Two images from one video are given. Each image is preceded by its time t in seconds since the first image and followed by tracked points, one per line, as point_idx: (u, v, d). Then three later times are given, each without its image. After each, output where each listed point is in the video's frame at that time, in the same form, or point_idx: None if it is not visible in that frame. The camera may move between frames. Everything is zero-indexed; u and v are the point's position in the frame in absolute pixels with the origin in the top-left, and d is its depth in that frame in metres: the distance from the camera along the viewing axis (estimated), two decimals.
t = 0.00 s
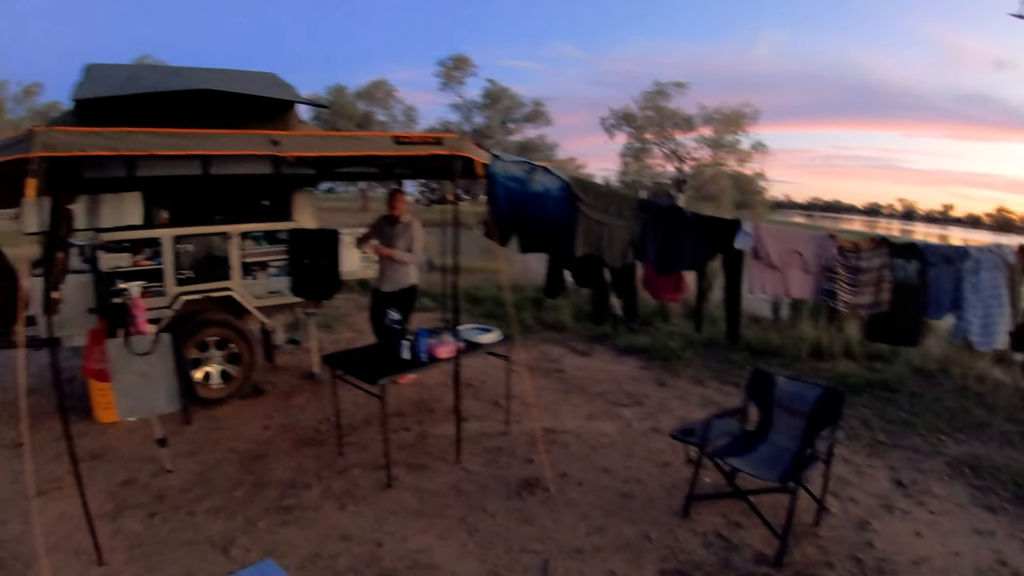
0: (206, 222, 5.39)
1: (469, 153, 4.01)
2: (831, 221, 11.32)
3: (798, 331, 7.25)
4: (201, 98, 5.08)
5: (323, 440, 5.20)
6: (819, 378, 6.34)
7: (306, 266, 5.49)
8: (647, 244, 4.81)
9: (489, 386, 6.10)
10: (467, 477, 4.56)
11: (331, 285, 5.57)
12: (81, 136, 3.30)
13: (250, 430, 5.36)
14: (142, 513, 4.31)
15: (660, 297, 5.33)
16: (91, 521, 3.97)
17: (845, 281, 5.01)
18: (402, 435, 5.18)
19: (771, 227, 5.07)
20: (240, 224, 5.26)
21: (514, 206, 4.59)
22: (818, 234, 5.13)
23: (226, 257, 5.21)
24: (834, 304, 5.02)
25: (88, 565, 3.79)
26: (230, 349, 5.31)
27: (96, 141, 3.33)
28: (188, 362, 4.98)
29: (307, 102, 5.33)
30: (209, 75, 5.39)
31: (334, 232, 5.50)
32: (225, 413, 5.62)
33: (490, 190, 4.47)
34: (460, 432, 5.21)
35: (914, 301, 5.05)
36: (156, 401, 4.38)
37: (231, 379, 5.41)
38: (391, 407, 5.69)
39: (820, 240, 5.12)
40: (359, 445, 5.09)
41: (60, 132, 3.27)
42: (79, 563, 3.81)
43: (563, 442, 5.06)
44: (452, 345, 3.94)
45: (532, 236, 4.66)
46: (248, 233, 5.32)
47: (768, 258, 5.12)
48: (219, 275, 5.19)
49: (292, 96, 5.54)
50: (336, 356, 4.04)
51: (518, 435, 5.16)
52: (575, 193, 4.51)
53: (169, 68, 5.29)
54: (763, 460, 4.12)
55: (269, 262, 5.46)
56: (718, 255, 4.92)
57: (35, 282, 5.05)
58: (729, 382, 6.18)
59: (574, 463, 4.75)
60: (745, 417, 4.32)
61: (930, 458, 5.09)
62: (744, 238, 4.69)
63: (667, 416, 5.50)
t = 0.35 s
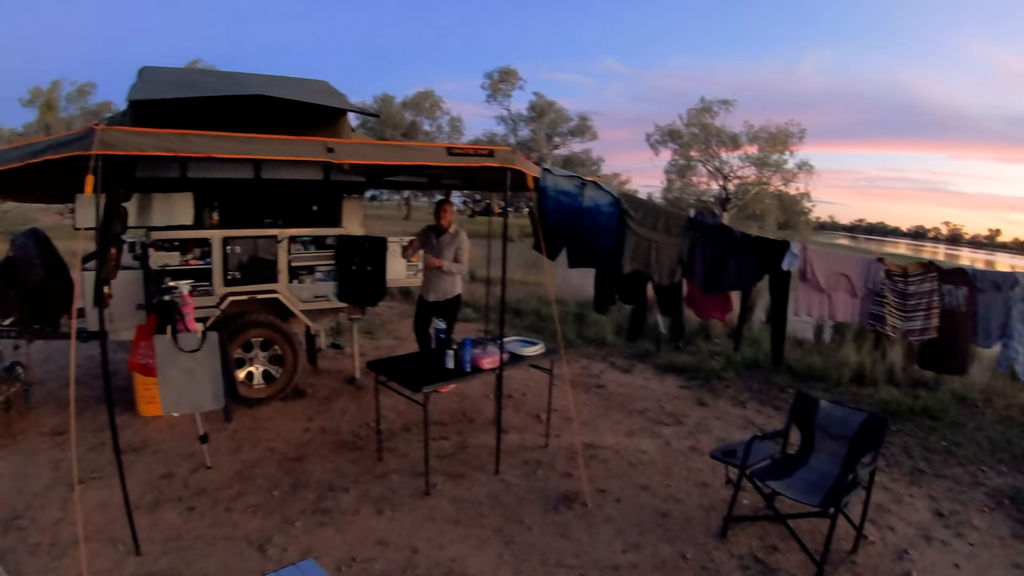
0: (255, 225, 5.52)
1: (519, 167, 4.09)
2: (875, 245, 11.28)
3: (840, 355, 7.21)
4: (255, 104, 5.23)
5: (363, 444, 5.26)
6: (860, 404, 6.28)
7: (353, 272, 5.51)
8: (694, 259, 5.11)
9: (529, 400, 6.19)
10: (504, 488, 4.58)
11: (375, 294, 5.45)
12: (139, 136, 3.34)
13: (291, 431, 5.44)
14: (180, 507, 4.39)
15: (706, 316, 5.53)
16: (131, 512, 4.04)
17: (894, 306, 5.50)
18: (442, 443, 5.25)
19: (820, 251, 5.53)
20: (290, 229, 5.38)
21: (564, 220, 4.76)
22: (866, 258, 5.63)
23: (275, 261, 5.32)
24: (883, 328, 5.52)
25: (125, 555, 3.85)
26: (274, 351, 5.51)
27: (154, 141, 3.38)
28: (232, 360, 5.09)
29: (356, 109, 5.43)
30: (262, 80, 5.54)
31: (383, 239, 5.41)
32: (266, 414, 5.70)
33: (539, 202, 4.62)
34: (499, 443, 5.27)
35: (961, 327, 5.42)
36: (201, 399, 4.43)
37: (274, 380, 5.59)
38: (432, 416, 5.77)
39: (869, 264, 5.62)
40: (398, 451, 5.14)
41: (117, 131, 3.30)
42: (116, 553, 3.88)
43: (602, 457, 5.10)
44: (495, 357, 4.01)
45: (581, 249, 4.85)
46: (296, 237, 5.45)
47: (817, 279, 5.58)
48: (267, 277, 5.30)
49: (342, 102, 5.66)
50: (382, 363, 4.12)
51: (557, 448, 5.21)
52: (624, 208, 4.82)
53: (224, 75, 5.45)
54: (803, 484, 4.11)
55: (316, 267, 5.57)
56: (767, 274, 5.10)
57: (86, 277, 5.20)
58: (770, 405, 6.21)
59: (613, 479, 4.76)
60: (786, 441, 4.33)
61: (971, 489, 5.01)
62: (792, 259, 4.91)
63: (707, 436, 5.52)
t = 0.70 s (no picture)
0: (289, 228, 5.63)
1: (553, 172, 4.13)
2: (909, 254, 11.19)
3: (873, 364, 7.15)
4: (290, 109, 5.34)
5: (394, 447, 5.30)
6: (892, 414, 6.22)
7: (386, 275, 5.57)
8: (728, 266, 5.21)
9: (560, 405, 6.26)
10: (534, 493, 4.59)
11: (408, 297, 5.57)
12: (178, 140, 3.40)
13: (322, 432, 5.51)
14: (210, 504, 4.45)
15: (736, 324, 5.52)
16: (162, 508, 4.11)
17: (930, 315, 5.72)
18: (472, 446, 5.30)
19: (853, 260, 5.85)
20: (323, 232, 5.44)
21: (599, 225, 4.98)
22: (899, 267, 5.85)
23: (309, 264, 5.39)
24: (919, 336, 5.73)
25: (156, 550, 3.91)
26: (307, 352, 5.69)
27: (192, 145, 3.44)
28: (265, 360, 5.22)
29: (390, 114, 5.49)
30: (297, 85, 5.65)
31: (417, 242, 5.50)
32: (298, 415, 5.78)
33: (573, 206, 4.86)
34: (529, 448, 5.30)
35: (999, 335, 5.53)
36: (235, 399, 4.49)
37: (306, 381, 5.75)
38: (462, 419, 5.83)
39: (905, 273, 5.84)
40: (428, 454, 5.18)
41: (155, 133, 3.35)
42: (147, 548, 3.95)
43: (632, 464, 5.11)
44: (528, 360, 4.06)
45: (615, 253, 5.05)
46: (330, 240, 5.53)
47: (851, 289, 5.85)
48: (301, 280, 5.38)
49: (376, 107, 5.73)
50: (415, 365, 4.17)
51: (587, 454, 5.24)
52: (658, 213, 4.95)
53: (260, 81, 5.57)
54: (834, 494, 4.08)
55: (349, 270, 5.71)
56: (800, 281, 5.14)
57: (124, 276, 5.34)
58: (801, 414, 6.22)
59: (642, 486, 4.77)
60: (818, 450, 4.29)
61: (1005, 502, 4.91)
62: (826, 267, 4.94)
63: (737, 445, 5.51)
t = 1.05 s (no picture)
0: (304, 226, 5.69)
1: (567, 173, 4.16)
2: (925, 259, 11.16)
3: (885, 370, 7.12)
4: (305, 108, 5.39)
5: (405, 446, 5.32)
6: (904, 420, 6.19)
7: (399, 274, 5.57)
8: (741, 269, 5.20)
9: (572, 407, 6.27)
10: (544, 494, 4.60)
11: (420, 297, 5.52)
12: (195, 138, 3.44)
13: (333, 430, 5.54)
14: (221, 500, 4.48)
15: (748, 327, 5.52)
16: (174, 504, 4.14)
17: (944, 321, 5.70)
18: (483, 447, 5.32)
19: (867, 264, 5.78)
20: (337, 231, 5.47)
21: (612, 228, 5.02)
22: (911, 272, 5.84)
23: (322, 263, 5.42)
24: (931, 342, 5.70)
25: (166, 545, 3.94)
26: (319, 350, 5.73)
27: (209, 143, 3.47)
28: (278, 358, 5.27)
29: (405, 114, 5.53)
30: (311, 84, 5.71)
31: (430, 243, 5.47)
32: (309, 413, 5.81)
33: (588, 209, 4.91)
34: (540, 449, 5.31)
35: (1013, 342, 5.54)
36: (248, 396, 4.52)
37: (318, 379, 5.80)
38: (474, 419, 5.85)
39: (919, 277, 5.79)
40: (439, 453, 5.19)
41: (172, 132, 3.37)
42: (158, 543, 3.98)
43: (642, 467, 5.11)
44: (540, 361, 4.07)
45: (627, 255, 5.08)
46: (343, 240, 5.56)
47: (864, 292, 5.79)
48: (313, 279, 5.42)
49: (389, 106, 5.78)
50: (427, 365, 4.19)
51: (598, 456, 5.25)
52: (672, 216, 4.97)
53: (275, 81, 5.63)
54: (845, 499, 4.07)
55: (363, 269, 5.69)
56: (813, 285, 5.15)
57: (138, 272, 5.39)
58: (813, 419, 6.20)
59: (653, 489, 4.76)
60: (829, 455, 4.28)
61: (1017, 510, 4.87)
62: (840, 271, 4.94)
63: (748, 449, 5.50)
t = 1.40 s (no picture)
0: (320, 229, 5.75)
1: (583, 177, 4.19)
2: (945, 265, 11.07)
3: (901, 376, 7.07)
4: (322, 111, 5.45)
5: (419, 448, 5.33)
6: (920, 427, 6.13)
7: (414, 277, 5.60)
8: (757, 275, 5.20)
9: (586, 411, 6.27)
10: (558, 498, 4.60)
11: (435, 300, 5.52)
12: (212, 140, 3.46)
13: (347, 432, 5.56)
14: (235, 500, 4.50)
15: (766, 331, 5.52)
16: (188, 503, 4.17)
17: (959, 327, 5.68)
18: (497, 450, 5.33)
19: (883, 269, 5.85)
20: (353, 234, 5.52)
21: (628, 232, 4.99)
22: (929, 276, 5.82)
23: (337, 265, 5.46)
24: (946, 348, 5.72)
25: (180, 545, 3.97)
26: (334, 352, 5.78)
27: (224, 145, 3.48)
28: (293, 360, 5.32)
29: (422, 118, 5.57)
30: (328, 88, 5.77)
31: (446, 246, 5.45)
32: (323, 414, 5.85)
33: (605, 213, 4.92)
34: (553, 453, 5.31)
35: None
36: (263, 397, 4.54)
37: (333, 380, 5.85)
38: (488, 423, 5.86)
39: (936, 282, 5.79)
40: (453, 456, 5.20)
41: (189, 134, 3.40)
42: (171, 542, 4.00)
43: (656, 471, 5.10)
44: (556, 365, 4.06)
45: (642, 260, 5.06)
46: (359, 242, 5.61)
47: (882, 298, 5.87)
48: (329, 281, 5.46)
49: (406, 110, 5.83)
50: (442, 368, 4.21)
51: (611, 461, 5.24)
52: (688, 221, 4.99)
53: (292, 84, 5.69)
54: (859, 507, 4.04)
55: (378, 272, 5.74)
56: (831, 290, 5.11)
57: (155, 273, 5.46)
58: (828, 425, 6.15)
59: (667, 495, 4.74)
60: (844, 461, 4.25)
61: None
62: (857, 276, 4.91)
63: (763, 455, 5.48)
